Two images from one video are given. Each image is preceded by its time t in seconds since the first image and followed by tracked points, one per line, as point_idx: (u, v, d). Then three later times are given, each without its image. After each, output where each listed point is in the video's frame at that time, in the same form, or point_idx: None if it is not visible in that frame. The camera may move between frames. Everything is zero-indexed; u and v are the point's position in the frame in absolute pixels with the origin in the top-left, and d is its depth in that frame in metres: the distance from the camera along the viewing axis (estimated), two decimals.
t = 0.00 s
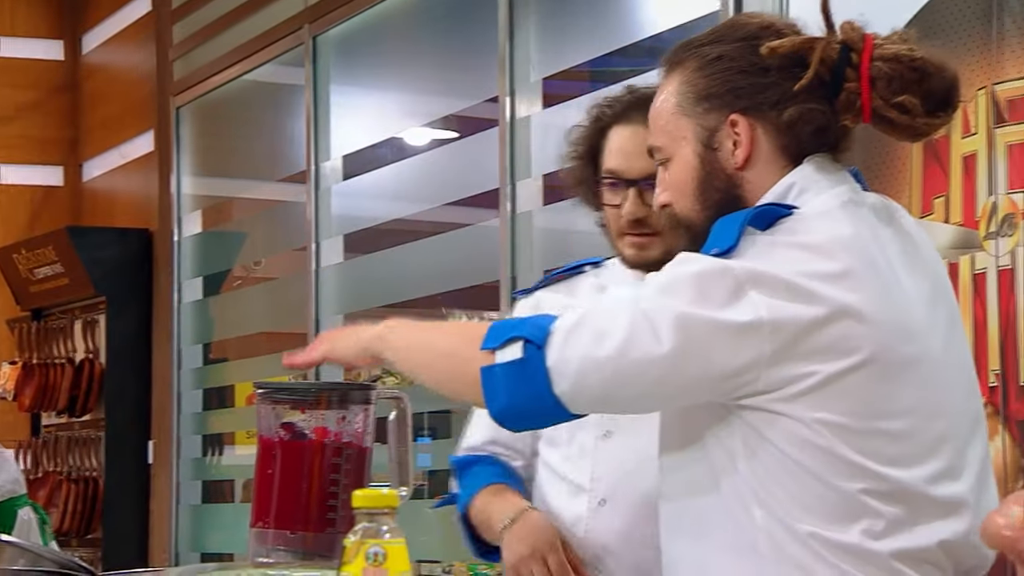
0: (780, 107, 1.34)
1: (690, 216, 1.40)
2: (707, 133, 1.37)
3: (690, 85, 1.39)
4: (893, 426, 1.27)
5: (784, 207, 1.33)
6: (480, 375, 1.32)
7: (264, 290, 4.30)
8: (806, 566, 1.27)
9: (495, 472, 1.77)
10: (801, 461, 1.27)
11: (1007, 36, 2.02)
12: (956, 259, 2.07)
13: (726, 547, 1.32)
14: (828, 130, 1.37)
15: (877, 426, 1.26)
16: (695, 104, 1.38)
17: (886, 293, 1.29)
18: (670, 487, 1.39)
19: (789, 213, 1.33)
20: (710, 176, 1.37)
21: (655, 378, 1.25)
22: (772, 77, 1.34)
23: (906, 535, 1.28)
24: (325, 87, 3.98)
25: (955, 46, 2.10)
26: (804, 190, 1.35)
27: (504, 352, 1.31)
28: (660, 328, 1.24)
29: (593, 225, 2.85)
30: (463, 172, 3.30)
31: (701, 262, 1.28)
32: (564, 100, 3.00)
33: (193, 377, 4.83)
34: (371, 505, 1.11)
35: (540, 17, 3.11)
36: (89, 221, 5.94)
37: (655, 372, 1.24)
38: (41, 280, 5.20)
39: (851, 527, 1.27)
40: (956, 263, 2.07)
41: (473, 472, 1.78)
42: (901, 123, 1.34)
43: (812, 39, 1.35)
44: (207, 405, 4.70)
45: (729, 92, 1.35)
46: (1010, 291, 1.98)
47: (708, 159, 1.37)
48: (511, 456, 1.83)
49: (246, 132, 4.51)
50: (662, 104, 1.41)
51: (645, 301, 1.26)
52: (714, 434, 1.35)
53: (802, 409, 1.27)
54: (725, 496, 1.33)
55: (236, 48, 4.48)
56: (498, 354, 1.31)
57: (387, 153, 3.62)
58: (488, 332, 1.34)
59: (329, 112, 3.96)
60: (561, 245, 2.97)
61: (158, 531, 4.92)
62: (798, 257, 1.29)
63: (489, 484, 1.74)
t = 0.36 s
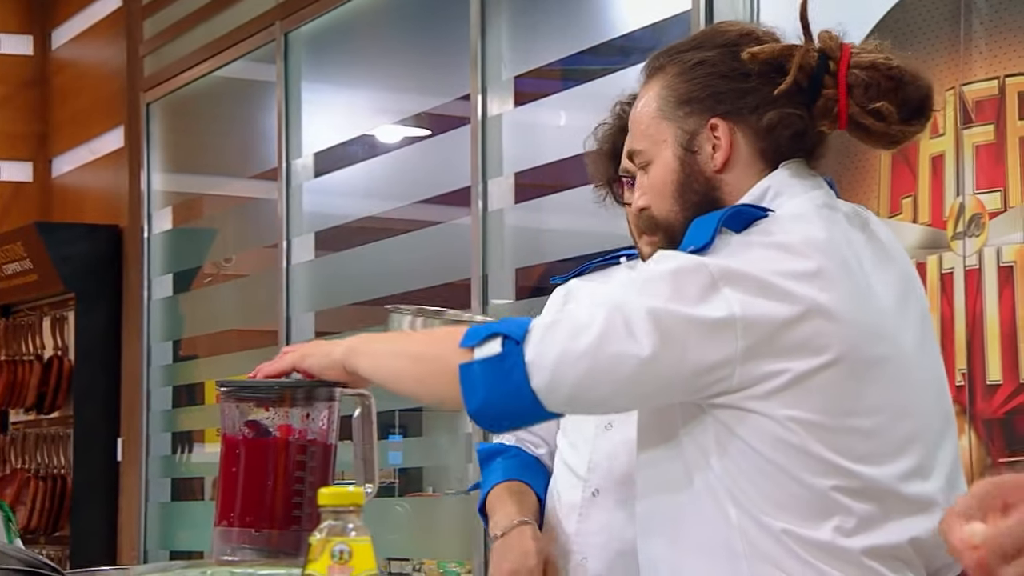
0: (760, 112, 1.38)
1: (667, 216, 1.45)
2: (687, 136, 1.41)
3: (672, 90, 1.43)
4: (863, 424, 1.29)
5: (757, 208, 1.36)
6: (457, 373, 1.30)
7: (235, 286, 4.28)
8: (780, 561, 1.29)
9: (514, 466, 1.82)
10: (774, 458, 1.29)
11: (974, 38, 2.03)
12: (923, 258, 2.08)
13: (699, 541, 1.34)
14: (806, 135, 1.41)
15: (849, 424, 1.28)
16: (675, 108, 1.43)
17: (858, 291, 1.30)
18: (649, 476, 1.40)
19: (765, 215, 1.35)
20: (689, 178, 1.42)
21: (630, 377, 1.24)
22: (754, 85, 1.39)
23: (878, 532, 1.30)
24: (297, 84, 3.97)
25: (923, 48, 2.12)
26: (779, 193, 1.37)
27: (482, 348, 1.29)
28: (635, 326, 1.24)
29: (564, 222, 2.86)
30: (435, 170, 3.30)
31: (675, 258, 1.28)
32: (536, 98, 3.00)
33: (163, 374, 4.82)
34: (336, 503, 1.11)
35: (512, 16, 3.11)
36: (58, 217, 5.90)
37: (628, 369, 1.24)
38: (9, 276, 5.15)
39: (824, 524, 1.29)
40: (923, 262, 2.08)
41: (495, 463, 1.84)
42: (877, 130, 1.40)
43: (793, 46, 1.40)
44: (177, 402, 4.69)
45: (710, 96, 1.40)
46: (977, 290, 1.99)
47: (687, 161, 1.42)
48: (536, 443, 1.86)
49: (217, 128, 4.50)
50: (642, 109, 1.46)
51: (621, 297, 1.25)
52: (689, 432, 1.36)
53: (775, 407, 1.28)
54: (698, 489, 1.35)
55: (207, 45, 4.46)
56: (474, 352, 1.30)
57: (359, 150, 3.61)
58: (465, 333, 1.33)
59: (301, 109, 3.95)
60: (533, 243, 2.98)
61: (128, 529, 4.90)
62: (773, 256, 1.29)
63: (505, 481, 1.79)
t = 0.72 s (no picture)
0: (759, 113, 1.39)
1: (659, 211, 1.46)
2: (685, 133, 1.42)
3: (671, 85, 1.44)
4: (856, 418, 1.28)
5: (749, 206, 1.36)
6: (453, 371, 1.31)
7: (222, 286, 4.28)
8: (771, 556, 1.29)
9: (496, 466, 1.81)
10: (767, 453, 1.28)
11: (959, 39, 2.03)
12: (910, 259, 2.09)
13: (692, 538, 1.34)
14: (802, 137, 1.42)
15: (841, 418, 1.28)
16: (673, 104, 1.43)
17: (850, 287, 1.31)
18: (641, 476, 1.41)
19: (755, 213, 1.35)
20: (685, 174, 1.42)
21: (626, 368, 1.24)
22: (755, 84, 1.39)
23: (869, 527, 1.29)
24: (283, 83, 3.96)
25: (907, 48, 2.12)
26: (770, 194, 1.38)
27: (478, 346, 1.29)
28: (630, 319, 1.24)
29: (551, 222, 2.86)
30: (421, 170, 3.30)
31: (670, 252, 1.28)
32: (523, 98, 3.00)
33: (149, 374, 4.81)
34: (321, 504, 1.11)
35: (499, 16, 3.11)
36: (44, 216, 5.87)
37: (625, 363, 1.24)
38: None
39: (816, 519, 1.28)
40: (909, 263, 2.09)
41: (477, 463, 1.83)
42: (873, 136, 1.42)
43: (796, 48, 1.40)
44: (163, 402, 4.69)
45: (710, 94, 1.40)
46: (962, 291, 2.00)
47: (683, 157, 1.42)
48: (518, 442, 1.86)
49: (203, 127, 4.49)
50: (638, 104, 1.47)
51: (617, 292, 1.26)
52: (682, 426, 1.36)
53: (768, 400, 1.28)
54: (694, 487, 1.35)
55: (194, 44, 4.45)
56: (470, 351, 1.30)
57: (346, 150, 3.61)
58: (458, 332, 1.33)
59: (287, 109, 3.95)
60: (519, 243, 2.98)
61: (113, 529, 4.89)
62: (765, 251, 1.30)
63: (486, 483, 1.78)
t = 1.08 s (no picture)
0: (767, 110, 1.40)
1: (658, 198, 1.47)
2: (690, 123, 1.43)
3: (678, 74, 1.44)
4: (865, 407, 1.30)
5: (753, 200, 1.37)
6: (464, 372, 1.30)
7: (227, 283, 4.28)
8: (780, 547, 1.28)
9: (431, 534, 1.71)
10: (780, 443, 1.28)
11: (966, 33, 2.03)
12: (915, 254, 2.09)
13: (702, 541, 1.33)
14: (808, 135, 1.44)
15: (851, 407, 1.29)
16: (680, 93, 1.44)
17: (855, 280, 1.32)
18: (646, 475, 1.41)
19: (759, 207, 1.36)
20: (688, 164, 1.43)
21: (642, 360, 1.25)
22: (765, 79, 1.40)
23: (880, 517, 1.30)
24: (289, 79, 3.96)
25: (913, 43, 2.12)
26: (772, 190, 1.40)
27: (490, 346, 1.29)
28: (645, 312, 1.25)
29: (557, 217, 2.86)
30: (428, 166, 3.30)
31: (680, 248, 1.29)
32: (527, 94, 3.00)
33: (155, 371, 4.81)
34: (330, 497, 1.12)
35: (505, 12, 3.11)
36: (50, 213, 5.87)
37: (639, 357, 1.25)
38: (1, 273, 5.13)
39: (828, 509, 1.28)
40: (915, 258, 2.09)
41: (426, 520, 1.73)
42: (879, 138, 1.42)
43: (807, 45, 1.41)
44: (169, 398, 4.69)
45: (718, 86, 1.41)
46: (969, 285, 2.00)
47: (687, 148, 1.43)
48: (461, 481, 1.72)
49: (209, 124, 4.49)
50: (643, 92, 1.48)
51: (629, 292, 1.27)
52: (690, 418, 1.36)
53: (778, 389, 1.29)
54: (706, 486, 1.34)
55: (199, 41, 4.45)
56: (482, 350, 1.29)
57: (351, 146, 3.61)
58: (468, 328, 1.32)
59: (293, 106, 3.95)
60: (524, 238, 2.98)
61: (119, 526, 4.89)
62: (774, 244, 1.31)
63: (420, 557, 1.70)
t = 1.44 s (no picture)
0: (786, 107, 1.41)
1: (675, 188, 1.47)
2: (708, 115, 1.43)
3: (698, 65, 1.44)
4: (886, 404, 1.32)
5: (771, 198, 1.38)
6: (488, 381, 1.32)
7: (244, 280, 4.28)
8: (802, 547, 1.31)
9: None
10: (804, 442, 1.31)
11: (983, 27, 2.03)
12: (933, 249, 2.08)
13: (722, 544, 1.35)
14: (826, 133, 1.44)
15: (872, 405, 1.31)
16: (700, 85, 1.44)
17: (876, 278, 1.35)
18: (666, 478, 1.43)
19: (777, 204, 1.37)
20: (704, 158, 1.44)
21: (667, 364, 1.27)
22: (786, 76, 1.41)
23: (899, 515, 1.32)
24: (304, 76, 3.97)
25: (931, 37, 2.11)
26: (790, 184, 1.41)
27: (513, 356, 1.31)
28: (671, 316, 1.27)
29: (574, 213, 2.87)
30: (443, 162, 3.30)
31: (703, 250, 1.31)
32: (543, 90, 3.00)
33: (172, 368, 4.82)
34: (352, 492, 1.10)
35: (520, 8, 3.11)
36: (67, 211, 5.88)
37: (667, 362, 1.27)
38: (18, 270, 5.14)
39: (850, 507, 1.31)
40: (933, 253, 2.08)
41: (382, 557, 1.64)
42: (896, 138, 1.44)
43: (828, 43, 1.42)
44: (187, 395, 4.70)
45: (738, 80, 1.42)
46: (987, 280, 2.00)
47: (704, 140, 1.43)
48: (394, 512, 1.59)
49: (225, 121, 4.50)
50: (661, 82, 1.47)
51: (652, 298, 1.28)
52: (711, 419, 1.38)
53: (800, 387, 1.31)
54: (727, 491, 1.36)
55: (215, 38, 4.46)
56: (504, 358, 1.31)
57: (366, 143, 3.62)
58: (489, 334, 1.34)
59: (308, 103, 3.95)
60: (541, 234, 2.98)
61: (137, 523, 4.91)
62: (799, 242, 1.33)
63: None
